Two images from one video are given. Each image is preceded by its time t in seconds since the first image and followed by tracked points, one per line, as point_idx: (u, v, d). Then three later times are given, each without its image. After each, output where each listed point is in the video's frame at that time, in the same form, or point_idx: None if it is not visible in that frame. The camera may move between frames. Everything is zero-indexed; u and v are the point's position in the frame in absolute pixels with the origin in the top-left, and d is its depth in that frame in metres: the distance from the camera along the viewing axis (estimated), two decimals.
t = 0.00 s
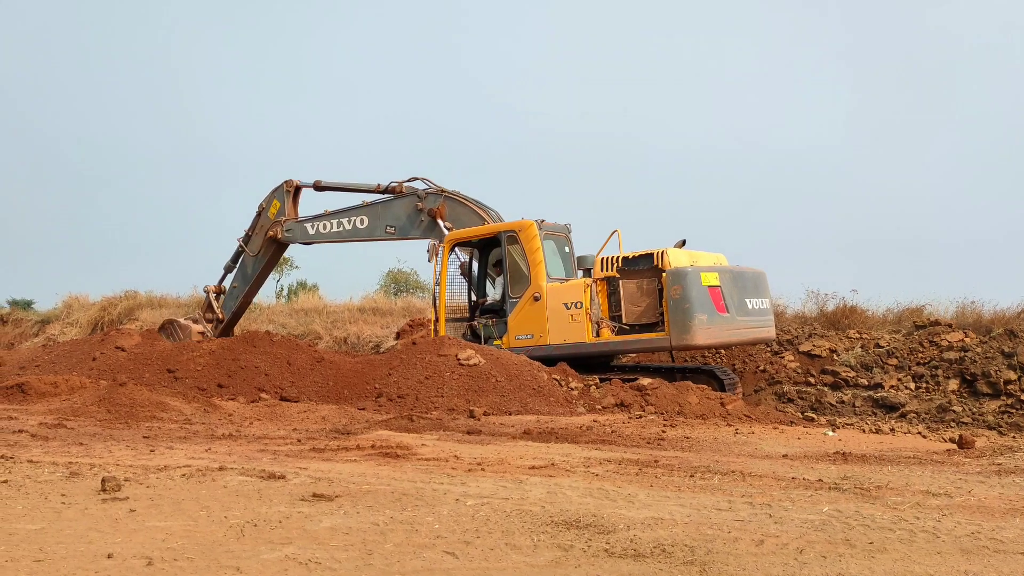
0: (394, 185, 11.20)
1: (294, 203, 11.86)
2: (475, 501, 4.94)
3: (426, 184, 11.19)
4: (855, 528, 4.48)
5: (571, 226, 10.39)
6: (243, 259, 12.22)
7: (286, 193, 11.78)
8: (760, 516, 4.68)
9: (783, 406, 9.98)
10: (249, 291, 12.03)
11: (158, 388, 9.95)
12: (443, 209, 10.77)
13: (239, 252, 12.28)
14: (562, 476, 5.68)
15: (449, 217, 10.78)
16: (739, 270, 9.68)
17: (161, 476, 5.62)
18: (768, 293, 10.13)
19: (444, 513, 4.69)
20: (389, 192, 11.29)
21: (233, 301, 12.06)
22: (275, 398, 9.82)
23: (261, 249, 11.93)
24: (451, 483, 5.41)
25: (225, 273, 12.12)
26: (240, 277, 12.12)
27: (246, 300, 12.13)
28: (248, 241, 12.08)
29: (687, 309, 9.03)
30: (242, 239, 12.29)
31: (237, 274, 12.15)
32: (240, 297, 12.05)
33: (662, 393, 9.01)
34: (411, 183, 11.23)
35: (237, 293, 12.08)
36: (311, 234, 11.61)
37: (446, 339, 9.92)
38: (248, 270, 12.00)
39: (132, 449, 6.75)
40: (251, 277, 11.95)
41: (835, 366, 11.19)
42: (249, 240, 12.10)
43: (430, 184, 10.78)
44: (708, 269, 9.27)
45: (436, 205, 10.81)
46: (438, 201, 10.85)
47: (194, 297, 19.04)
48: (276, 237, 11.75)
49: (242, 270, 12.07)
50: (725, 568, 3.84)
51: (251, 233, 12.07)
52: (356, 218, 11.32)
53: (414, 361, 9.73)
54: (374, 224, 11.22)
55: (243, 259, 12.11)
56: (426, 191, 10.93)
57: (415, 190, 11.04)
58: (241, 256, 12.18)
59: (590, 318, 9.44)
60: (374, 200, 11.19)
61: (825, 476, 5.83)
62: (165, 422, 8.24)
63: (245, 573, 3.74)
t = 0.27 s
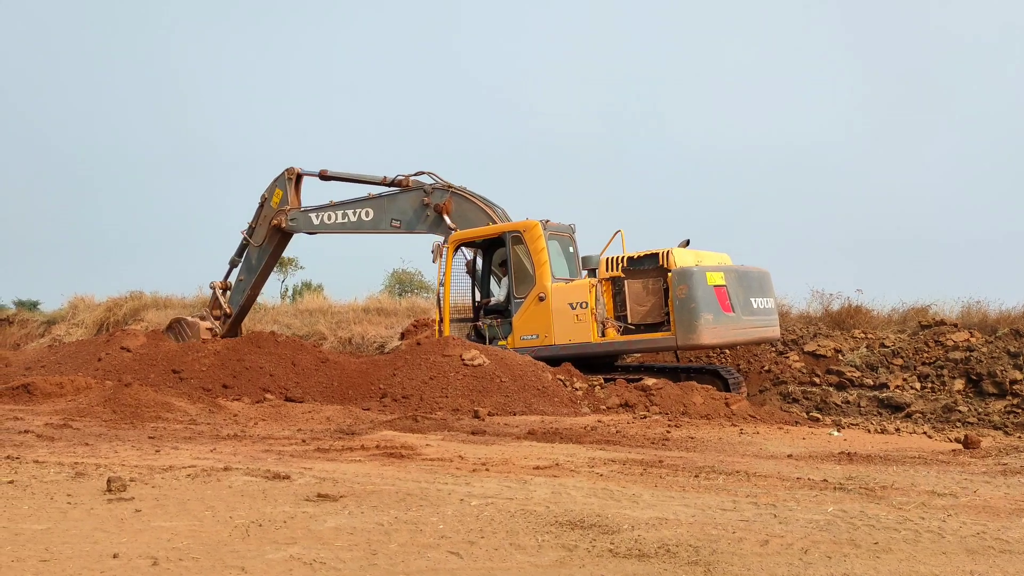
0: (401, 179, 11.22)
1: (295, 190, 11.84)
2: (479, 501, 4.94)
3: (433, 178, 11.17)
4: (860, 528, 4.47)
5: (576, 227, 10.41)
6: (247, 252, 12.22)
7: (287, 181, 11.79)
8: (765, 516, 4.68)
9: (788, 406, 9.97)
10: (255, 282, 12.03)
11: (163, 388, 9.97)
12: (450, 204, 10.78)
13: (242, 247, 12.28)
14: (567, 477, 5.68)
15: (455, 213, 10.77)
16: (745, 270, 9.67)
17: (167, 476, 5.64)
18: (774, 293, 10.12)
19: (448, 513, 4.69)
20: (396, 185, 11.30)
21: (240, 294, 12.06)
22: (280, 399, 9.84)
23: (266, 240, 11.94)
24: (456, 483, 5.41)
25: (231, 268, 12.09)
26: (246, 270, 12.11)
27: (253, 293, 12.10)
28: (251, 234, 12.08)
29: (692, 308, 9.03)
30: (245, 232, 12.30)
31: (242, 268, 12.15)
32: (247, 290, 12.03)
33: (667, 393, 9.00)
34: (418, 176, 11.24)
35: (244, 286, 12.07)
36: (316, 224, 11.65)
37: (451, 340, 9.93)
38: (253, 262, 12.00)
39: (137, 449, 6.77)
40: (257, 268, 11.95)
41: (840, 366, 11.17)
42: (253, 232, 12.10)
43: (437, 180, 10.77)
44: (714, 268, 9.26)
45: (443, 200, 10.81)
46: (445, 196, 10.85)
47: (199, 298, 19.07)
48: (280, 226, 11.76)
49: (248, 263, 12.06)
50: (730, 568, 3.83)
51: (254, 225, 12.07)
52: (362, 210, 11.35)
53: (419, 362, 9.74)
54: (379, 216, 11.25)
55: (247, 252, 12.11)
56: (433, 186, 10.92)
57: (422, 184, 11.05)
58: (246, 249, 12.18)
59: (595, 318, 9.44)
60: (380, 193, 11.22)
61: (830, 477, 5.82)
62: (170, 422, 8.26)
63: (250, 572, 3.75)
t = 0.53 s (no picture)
0: (409, 170, 11.22)
1: (301, 176, 11.82)
2: (483, 501, 4.94)
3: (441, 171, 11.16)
4: (865, 527, 4.46)
5: (579, 226, 10.41)
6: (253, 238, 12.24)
7: (294, 166, 11.78)
8: (769, 516, 4.67)
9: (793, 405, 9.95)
10: (261, 267, 12.02)
11: (167, 388, 9.99)
12: (457, 197, 10.77)
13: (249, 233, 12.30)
14: (571, 476, 5.67)
15: (462, 207, 10.80)
16: (749, 269, 9.65)
17: (171, 475, 5.65)
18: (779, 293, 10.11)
19: (452, 512, 4.69)
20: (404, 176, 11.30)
21: (246, 279, 12.07)
22: (285, 398, 9.85)
23: (272, 225, 11.95)
24: (460, 483, 5.41)
25: (237, 254, 12.10)
26: (252, 255, 12.13)
27: (259, 278, 12.08)
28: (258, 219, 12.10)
29: (697, 307, 9.01)
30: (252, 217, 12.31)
31: (249, 253, 12.17)
32: (253, 275, 12.02)
33: (670, 392, 8.99)
34: (426, 168, 11.23)
35: (249, 271, 12.09)
36: (322, 211, 11.60)
37: (455, 339, 9.93)
38: (260, 246, 12.00)
39: (142, 448, 6.78)
40: (263, 252, 11.97)
41: (845, 365, 11.15)
42: (259, 217, 12.12)
43: (446, 173, 10.78)
44: (718, 268, 9.25)
45: (450, 193, 10.82)
46: (453, 189, 10.85)
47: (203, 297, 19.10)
48: (286, 211, 11.75)
49: (254, 247, 12.07)
50: (734, 568, 3.83)
51: (261, 210, 12.09)
52: (369, 199, 11.34)
53: (422, 361, 9.75)
54: (387, 206, 11.24)
55: (254, 237, 12.13)
56: (442, 178, 10.92)
57: (430, 175, 11.05)
58: (252, 234, 12.20)
59: (600, 318, 9.43)
60: (389, 183, 11.21)
61: (835, 476, 5.81)
62: (175, 421, 8.27)
63: (255, 572, 3.75)
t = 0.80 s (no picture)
0: (418, 160, 11.19)
1: (309, 159, 11.85)
2: (486, 500, 4.94)
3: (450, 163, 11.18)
4: (867, 526, 4.46)
5: (583, 225, 10.40)
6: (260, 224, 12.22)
7: (301, 149, 11.82)
8: (772, 515, 4.67)
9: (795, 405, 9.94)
10: (269, 252, 11.98)
11: (170, 387, 10.01)
12: (465, 191, 10.80)
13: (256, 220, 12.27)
14: (574, 475, 5.68)
15: (469, 200, 10.82)
16: (753, 269, 9.64)
17: (175, 475, 5.66)
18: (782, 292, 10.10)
19: (455, 511, 4.70)
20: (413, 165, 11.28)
21: (253, 264, 12.04)
22: (288, 398, 9.86)
23: (280, 209, 11.94)
24: (463, 482, 5.42)
25: (244, 240, 12.08)
26: (259, 240, 12.10)
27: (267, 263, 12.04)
28: (265, 204, 12.08)
29: (700, 307, 9.01)
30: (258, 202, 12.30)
31: (256, 238, 12.14)
32: (260, 260, 11.98)
33: (673, 391, 8.99)
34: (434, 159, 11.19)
35: (257, 256, 12.05)
36: (329, 195, 11.64)
37: (458, 338, 9.94)
38: (267, 231, 11.98)
39: (145, 448, 6.79)
40: (271, 236, 11.95)
41: (848, 364, 11.14)
42: (266, 202, 12.11)
43: (455, 166, 10.77)
44: (722, 267, 9.24)
45: (458, 186, 10.84)
46: (461, 182, 10.87)
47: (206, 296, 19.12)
48: (293, 194, 11.74)
49: (262, 233, 12.05)
50: (737, 567, 3.83)
51: (267, 195, 12.08)
52: (377, 187, 11.34)
53: (425, 360, 9.75)
54: (394, 195, 11.26)
55: (261, 223, 12.11)
56: (450, 170, 10.92)
57: (439, 167, 11.03)
58: (259, 220, 12.18)
59: (603, 317, 9.43)
60: (397, 172, 11.21)
61: (838, 475, 5.81)
62: (178, 420, 8.29)
63: (257, 571, 3.76)
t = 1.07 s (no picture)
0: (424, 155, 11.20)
1: (311, 148, 11.88)
2: (489, 500, 4.94)
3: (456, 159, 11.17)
4: (870, 526, 4.45)
5: (585, 224, 10.41)
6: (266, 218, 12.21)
7: (303, 139, 11.84)
8: (775, 515, 4.66)
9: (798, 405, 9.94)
10: (278, 245, 11.97)
11: (173, 387, 10.02)
12: (470, 187, 10.77)
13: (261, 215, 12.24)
14: (576, 475, 5.67)
15: (473, 196, 10.81)
16: (755, 269, 9.64)
17: (177, 475, 5.66)
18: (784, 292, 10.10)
19: (457, 511, 4.70)
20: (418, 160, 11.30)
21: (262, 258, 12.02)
22: (291, 397, 9.87)
23: (285, 201, 11.94)
24: (466, 481, 5.42)
25: (251, 235, 12.04)
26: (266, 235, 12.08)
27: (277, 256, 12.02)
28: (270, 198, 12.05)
29: (703, 307, 9.02)
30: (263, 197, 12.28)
31: (263, 233, 12.12)
32: (269, 253, 11.95)
33: (676, 391, 8.99)
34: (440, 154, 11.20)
35: (265, 250, 12.03)
36: (333, 186, 11.64)
37: (460, 338, 9.94)
38: (274, 225, 11.96)
39: (148, 448, 6.80)
40: (278, 229, 11.93)
41: (850, 363, 11.13)
42: (271, 195, 12.10)
43: (460, 161, 10.75)
44: (724, 267, 9.25)
45: (463, 182, 10.82)
46: (466, 178, 10.85)
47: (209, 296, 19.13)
48: (298, 184, 11.76)
49: (268, 226, 12.02)
50: (740, 566, 3.82)
51: (272, 188, 12.07)
52: (382, 180, 11.38)
53: (428, 360, 9.76)
54: (399, 189, 11.27)
55: (267, 217, 12.07)
56: (455, 166, 10.90)
57: (444, 163, 11.01)
58: (265, 215, 12.16)
59: (605, 317, 9.43)
60: (403, 166, 11.22)
61: (841, 475, 5.80)
62: (181, 420, 8.29)
63: (260, 571, 3.76)
